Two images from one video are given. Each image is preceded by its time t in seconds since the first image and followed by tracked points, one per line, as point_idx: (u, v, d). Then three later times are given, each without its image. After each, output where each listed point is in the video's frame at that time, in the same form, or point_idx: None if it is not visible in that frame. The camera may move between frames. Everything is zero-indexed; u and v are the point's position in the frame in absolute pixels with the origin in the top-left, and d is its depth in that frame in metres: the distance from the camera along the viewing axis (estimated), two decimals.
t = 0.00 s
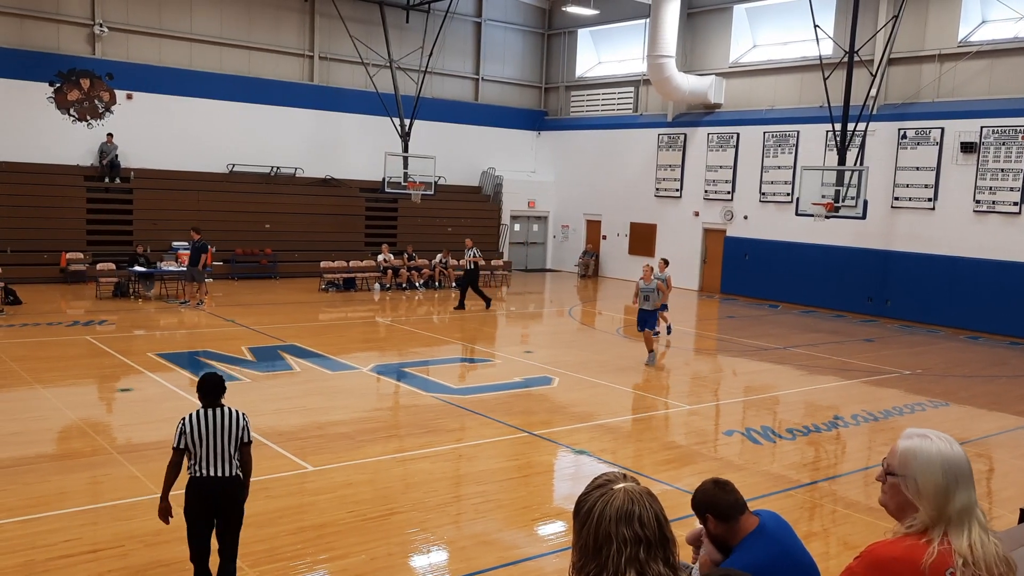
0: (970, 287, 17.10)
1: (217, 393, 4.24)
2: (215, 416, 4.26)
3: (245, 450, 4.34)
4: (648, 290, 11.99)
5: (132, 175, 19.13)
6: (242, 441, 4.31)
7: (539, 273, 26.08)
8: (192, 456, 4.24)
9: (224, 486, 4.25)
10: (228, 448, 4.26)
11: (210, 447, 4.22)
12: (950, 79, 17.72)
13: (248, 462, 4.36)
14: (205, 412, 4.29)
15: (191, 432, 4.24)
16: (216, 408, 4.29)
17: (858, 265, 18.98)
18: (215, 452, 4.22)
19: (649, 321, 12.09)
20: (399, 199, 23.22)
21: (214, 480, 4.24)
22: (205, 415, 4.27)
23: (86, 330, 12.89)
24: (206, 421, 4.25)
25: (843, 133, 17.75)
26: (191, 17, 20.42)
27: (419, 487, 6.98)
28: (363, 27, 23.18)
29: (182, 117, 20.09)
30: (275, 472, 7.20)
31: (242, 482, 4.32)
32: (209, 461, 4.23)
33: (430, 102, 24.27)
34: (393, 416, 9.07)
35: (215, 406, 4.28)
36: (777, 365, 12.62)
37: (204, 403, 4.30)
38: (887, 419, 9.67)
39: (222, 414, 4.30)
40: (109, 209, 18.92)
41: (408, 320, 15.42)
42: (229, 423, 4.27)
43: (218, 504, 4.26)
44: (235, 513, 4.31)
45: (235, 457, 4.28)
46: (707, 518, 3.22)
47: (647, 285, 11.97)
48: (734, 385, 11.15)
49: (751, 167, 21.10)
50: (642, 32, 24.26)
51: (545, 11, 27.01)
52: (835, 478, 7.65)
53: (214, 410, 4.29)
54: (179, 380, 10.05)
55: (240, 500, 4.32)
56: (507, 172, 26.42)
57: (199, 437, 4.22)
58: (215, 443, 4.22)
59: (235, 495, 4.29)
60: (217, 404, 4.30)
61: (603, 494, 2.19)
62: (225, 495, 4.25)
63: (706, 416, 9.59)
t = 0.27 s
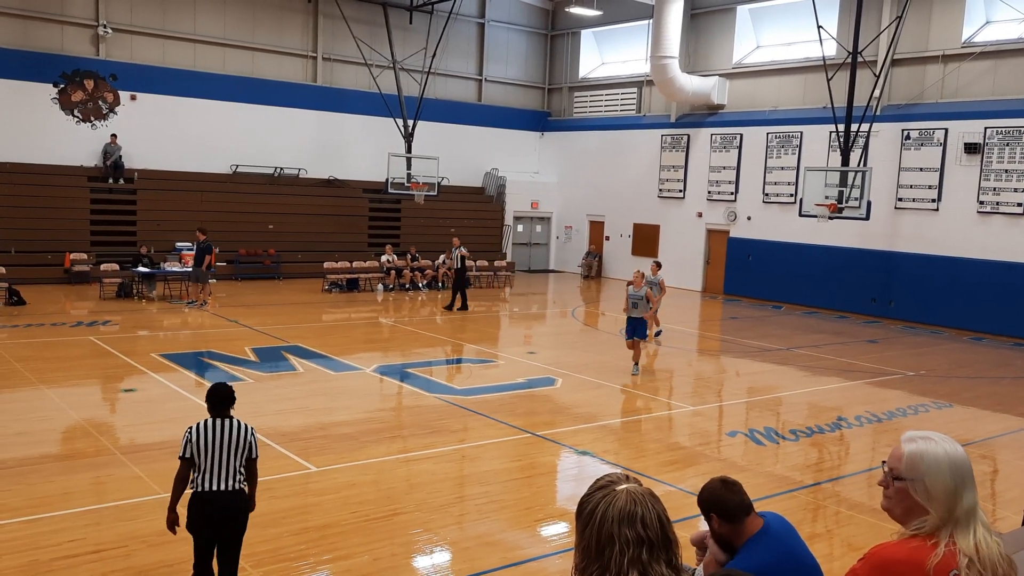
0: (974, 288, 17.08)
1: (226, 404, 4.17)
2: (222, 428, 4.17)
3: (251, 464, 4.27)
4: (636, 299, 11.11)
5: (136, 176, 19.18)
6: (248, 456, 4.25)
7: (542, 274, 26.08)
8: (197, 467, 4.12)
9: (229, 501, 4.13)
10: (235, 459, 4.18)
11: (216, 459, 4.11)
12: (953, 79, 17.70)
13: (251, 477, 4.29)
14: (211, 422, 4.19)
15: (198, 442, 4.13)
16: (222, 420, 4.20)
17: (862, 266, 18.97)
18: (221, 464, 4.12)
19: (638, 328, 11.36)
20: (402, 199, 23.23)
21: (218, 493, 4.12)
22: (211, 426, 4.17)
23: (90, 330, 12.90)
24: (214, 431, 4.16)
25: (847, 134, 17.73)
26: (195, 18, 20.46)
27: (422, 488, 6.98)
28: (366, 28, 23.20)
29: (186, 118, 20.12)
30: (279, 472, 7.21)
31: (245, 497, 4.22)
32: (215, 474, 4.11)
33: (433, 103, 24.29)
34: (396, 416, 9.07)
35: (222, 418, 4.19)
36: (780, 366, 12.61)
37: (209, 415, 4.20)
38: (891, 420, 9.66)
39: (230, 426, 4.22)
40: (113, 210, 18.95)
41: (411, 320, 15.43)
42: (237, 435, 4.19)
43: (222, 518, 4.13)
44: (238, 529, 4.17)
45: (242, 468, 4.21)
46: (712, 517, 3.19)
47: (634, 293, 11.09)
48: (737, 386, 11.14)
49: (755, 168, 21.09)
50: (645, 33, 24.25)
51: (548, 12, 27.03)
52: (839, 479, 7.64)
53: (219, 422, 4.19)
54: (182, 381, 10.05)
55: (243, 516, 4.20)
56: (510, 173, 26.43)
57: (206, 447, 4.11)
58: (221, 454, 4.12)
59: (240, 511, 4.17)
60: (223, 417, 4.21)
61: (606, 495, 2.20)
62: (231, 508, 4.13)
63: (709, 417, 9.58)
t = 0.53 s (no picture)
0: (979, 290, 17.03)
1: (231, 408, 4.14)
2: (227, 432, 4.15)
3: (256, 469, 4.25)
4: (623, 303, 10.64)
5: (140, 177, 19.22)
6: (253, 460, 4.23)
7: (546, 275, 26.07)
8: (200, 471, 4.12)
9: (231, 506, 4.14)
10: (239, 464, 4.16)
11: (219, 463, 4.10)
12: (958, 81, 17.66)
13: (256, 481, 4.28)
14: (216, 425, 4.17)
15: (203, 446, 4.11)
16: (228, 422, 4.17)
17: (866, 268, 18.94)
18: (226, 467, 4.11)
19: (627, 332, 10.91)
20: (406, 201, 23.25)
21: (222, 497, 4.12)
22: (216, 429, 4.14)
23: (94, 331, 12.92)
24: (219, 436, 4.13)
25: (851, 135, 17.69)
26: (199, 20, 20.49)
27: (426, 489, 6.98)
28: (370, 29, 23.21)
29: (190, 119, 20.15)
30: (283, 473, 7.21)
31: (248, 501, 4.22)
32: (219, 478, 4.11)
33: (437, 104, 24.31)
34: (399, 418, 9.07)
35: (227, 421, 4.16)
36: (784, 367, 12.59)
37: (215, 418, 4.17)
38: (895, 422, 9.64)
39: (235, 430, 4.18)
40: (117, 211, 18.97)
41: (414, 321, 15.43)
42: (241, 440, 4.16)
43: (223, 523, 4.14)
44: (239, 534, 4.18)
45: (246, 473, 4.19)
46: (716, 521, 3.19)
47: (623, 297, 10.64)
48: (741, 388, 11.12)
49: (759, 169, 21.07)
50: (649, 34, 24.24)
51: (552, 13, 27.05)
52: (843, 481, 7.62)
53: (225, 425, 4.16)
54: (187, 381, 10.06)
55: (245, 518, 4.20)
56: (513, 174, 26.42)
57: (210, 452, 4.10)
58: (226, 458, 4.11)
59: (243, 516, 4.17)
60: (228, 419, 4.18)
61: (613, 498, 2.20)
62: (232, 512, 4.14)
63: (713, 418, 9.57)
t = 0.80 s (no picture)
0: (985, 292, 17.00)
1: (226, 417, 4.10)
2: (223, 442, 4.10)
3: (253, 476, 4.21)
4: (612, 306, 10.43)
5: (146, 178, 19.27)
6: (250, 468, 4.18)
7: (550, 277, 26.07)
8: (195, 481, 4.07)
9: (231, 516, 4.12)
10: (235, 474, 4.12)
11: (217, 474, 4.06)
12: (964, 82, 17.62)
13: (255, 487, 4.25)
14: (212, 434, 4.12)
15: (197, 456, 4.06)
16: (222, 432, 4.13)
17: (871, 270, 18.92)
18: (220, 478, 4.06)
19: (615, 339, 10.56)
20: (410, 202, 23.30)
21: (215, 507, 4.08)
22: (211, 438, 4.10)
23: (100, 332, 12.95)
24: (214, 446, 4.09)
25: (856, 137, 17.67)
26: (205, 22, 20.54)
27: (430, 491, 6.99)
28: (375, 31, 23.24)
29: (195, 121, 20.20)
30: (287, 474, 7.22)
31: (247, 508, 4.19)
32: (215, 488, 4.07)
33: (441, 105, 24.33)
34: (404, 419, 9.08)
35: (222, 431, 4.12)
36: (789, 369, 12.57)
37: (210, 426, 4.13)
38: (900, 424, 9.62)
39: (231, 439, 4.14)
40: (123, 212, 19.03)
41: (419, 323, 15.44)
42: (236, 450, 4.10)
43: (224, 530, 4.11)
44: (241, 542, 4.18)
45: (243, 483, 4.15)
46: (721, 523, 3.17)
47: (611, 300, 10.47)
48: (746, 390, 11.10)
49: (764, 171, 21.05)
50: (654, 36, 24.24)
51: (557, 15, 27.07)
52: (848, 484, 7.61)
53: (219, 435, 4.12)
54: (192, 383, 10.08)
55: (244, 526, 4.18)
56: (518, 175, 26.43)
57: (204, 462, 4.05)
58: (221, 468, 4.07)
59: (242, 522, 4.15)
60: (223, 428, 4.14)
61: (623, 501, 2.19)
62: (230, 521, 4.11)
63: (717, 421, 9.56)
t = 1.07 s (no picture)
0: (991, 294, 16.95)
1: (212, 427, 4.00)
2: (211, 452, 4.00)
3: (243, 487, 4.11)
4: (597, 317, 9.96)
5: (152, 180, 19.34)
6: (240, 478, 4.08)
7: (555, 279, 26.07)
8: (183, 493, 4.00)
9: (222, 528, 4.03)
10: (224, 485, 4.03)
11: (207, 485, 3.98)
12: (970, 85, 17.58)
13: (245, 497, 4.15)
14: (200, 444, 4.03)
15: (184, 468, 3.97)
16: (210, 440, 4.02)
17: (876, 272, 18.87)
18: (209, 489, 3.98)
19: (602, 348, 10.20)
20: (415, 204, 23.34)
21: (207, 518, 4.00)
22: (199, 448, 4.01)
23: (105, 333, 13.00)
24: (202, 457, 3.99)
25: (862, 139, 17.63)
26: (211, 25, 20.60)
27: (434, 493, 6.99)
28: (380, 33, 23.27)
29: (201, 123, 20.25)
30: (292, 475, 7.23)
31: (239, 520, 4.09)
32: (204, 499, 3.99)
33: (446, 107, 24.35)
34: (408, 421, 9.08)
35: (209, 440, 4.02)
36: (794, 372, 12.55)
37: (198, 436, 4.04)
38: (905, 427, 9.60)
39: (220, 449, 4.04)
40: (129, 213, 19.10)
41: (423, 325, 15.45)
42: (226, 459, 4.02)
43: (217, 543, 4.04)
44: (235, 554, 4.09)
45: (232, 493, 4.05)
46: (727, 525, 3.17)
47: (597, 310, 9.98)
48: (750, 392, 11.08)
49: (769, 173, 21.02)
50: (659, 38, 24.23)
51: (562, 17, 27.08)
52: (853, 487, 7.59)
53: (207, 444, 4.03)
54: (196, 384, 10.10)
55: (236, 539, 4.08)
56: (523, 177, 26.44)
57: (192, 473, 3.97)
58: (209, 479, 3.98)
59: (234, 534, 4.07)
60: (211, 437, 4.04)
61: (628, 502, 2.19)
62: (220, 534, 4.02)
63: (722, 423, 9.54)
